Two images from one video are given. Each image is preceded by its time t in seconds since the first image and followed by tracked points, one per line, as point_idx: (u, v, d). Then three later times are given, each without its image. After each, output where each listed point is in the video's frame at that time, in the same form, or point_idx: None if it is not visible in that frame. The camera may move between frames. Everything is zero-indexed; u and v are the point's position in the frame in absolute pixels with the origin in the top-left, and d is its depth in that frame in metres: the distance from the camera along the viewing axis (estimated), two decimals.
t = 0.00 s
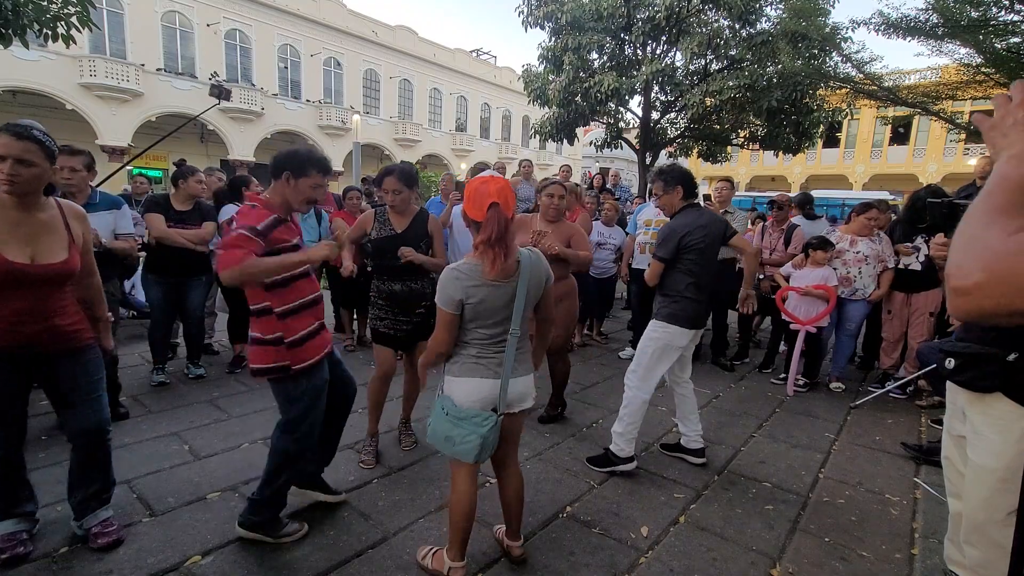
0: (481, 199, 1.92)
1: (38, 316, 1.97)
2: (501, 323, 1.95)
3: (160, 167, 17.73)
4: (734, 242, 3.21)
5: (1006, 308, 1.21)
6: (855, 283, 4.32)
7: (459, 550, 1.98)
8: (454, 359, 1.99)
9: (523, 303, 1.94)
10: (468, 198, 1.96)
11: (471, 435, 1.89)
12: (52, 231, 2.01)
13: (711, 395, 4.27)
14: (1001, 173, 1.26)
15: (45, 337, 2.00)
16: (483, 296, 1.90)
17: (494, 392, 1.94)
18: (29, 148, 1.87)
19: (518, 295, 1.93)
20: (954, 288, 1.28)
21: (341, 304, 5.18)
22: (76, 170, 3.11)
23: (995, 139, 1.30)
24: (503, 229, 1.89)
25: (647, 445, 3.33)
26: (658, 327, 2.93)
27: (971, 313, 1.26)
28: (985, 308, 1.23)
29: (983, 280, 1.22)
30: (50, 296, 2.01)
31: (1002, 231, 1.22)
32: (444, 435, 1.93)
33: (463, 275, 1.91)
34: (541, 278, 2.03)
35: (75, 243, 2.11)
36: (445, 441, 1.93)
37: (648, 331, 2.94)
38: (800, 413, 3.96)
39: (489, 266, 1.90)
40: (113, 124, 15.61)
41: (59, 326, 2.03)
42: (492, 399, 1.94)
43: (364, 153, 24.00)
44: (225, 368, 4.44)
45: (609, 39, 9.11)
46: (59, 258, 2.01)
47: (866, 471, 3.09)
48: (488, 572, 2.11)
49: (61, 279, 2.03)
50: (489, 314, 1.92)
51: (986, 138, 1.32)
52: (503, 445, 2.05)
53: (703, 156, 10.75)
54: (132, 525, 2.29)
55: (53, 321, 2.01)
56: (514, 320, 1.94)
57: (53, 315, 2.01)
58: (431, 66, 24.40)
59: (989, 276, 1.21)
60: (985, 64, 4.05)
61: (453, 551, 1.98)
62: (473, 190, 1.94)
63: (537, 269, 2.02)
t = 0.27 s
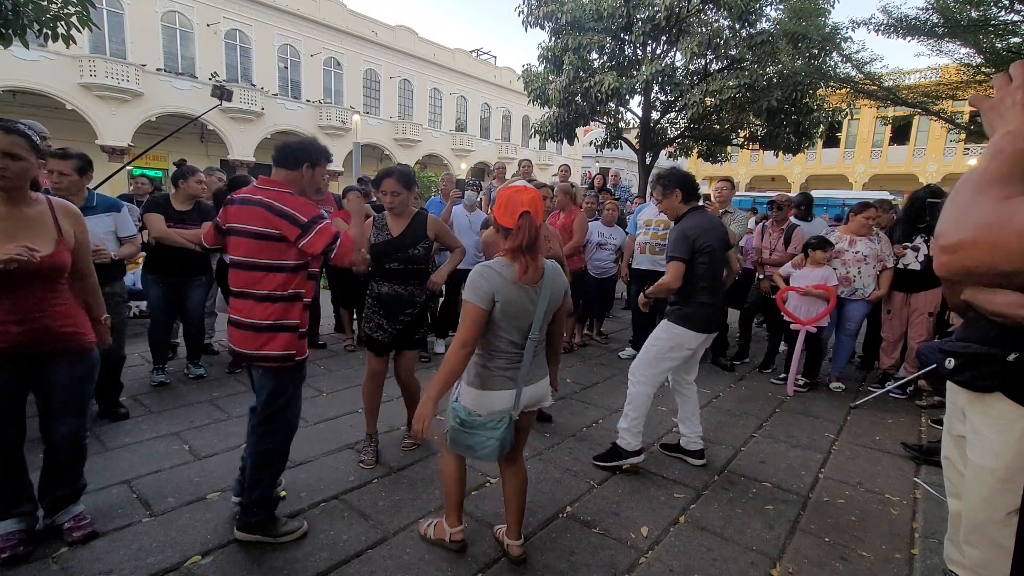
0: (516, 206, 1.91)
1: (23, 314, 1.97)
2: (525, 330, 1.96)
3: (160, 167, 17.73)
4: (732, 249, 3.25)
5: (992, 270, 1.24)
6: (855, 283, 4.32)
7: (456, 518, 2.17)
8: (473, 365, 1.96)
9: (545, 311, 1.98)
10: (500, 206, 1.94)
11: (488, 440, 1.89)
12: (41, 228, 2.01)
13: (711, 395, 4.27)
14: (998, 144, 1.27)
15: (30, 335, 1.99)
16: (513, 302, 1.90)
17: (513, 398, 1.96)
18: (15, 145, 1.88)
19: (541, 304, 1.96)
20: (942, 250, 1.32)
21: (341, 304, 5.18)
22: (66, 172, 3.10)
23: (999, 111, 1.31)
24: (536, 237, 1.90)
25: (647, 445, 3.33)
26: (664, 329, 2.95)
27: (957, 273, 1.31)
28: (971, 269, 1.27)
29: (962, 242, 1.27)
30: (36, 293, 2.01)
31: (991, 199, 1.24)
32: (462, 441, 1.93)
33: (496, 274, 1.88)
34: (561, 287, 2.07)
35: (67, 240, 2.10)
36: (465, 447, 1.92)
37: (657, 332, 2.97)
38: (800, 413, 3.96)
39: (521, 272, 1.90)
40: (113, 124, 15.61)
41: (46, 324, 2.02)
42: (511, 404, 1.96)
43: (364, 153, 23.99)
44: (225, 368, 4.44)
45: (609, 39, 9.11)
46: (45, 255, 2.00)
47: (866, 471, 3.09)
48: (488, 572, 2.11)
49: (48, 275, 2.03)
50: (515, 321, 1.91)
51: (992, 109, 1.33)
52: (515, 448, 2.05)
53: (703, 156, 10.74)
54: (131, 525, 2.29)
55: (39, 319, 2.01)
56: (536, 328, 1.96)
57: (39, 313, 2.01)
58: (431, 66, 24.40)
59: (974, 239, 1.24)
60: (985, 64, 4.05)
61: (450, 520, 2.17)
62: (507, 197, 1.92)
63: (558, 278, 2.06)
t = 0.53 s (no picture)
0: (537, 205, 1.91)
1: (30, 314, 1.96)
2: (536, 326, 1.98)
3: (160, 167, 17.73)
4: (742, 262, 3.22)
5: (989, 259, 1.25)
6: (855, 283, 4.32)
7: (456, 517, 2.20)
8: (485, 362, 1.94)
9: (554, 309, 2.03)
10: (515, 200, 1.93)
11: (505, 440, 1.92)
12: (51, 229, 2.00)
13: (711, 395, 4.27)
14: (996, 140, 1.29)
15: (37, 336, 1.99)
16: (531, 296, 1.91)
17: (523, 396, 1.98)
18: (17, 144, 1.88)
19: (551, 302, 2.01)
20: (940, 239, 1.33)
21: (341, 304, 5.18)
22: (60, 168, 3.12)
23: (996, 109, 1.34)
24: (551, 235, 1.96)
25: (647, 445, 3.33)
26: (683, 334, 2.96)
27: (954, 262, 1.31)
28: (967, 258, 1.28)
29: (961, 231, 1.28)
30: (44, 295, 2.00)
31: (989, 190, 1.25)
32: (475, 442, 1.92)
33: (520, 262, 1.87)
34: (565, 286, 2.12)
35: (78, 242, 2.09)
36: (478, 447, 1.91)
37: (676, 337, 2.98)
38: (799, 413, 3.96)
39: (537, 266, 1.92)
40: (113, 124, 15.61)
41: (52, 325, 2.01)
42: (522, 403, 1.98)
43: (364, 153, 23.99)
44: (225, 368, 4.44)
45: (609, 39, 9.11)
46: (53, 256, 1.99)
47: (866, 471, 3.09)
48: (487, 572, 2.11)
49: (59, 276, 2.02)
50: (526, 315, 1.92)
51: (990, 107, 1.36)
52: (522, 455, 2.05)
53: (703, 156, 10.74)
54: (131, 526, 2.29)
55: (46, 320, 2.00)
56: (546, 324, 2.00)
57: (45, 314, 2.00)
58: (431, 66, 24.40)
59: (973, 229, 1.26)
60: (985, 64, 4.05)
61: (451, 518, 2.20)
62: (528, 195, 1.92)
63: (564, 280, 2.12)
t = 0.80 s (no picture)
0: (529, 205, 1.92)
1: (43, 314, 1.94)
2: (527, 327, 1.98)
3: (160, 167, 17.73)
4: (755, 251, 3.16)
5: (988, 259, 1.25)
6: (855, 283, 4.32)
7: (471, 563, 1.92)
8: (476, 367, 1.92)
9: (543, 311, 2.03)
10: (504, 199, 1.94)
11: (505, 448, 1.87)
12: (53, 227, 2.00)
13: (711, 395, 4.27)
14: (995, 140, 1.30)
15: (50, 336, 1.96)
16: (519, 296, 1.91)
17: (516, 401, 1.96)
18: (29, 140, 1.87)
19: (541, 304, 2.01)
20: (939, 238, 1.33)
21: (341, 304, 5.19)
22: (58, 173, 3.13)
23: (996, 109, 1.34)
24: (543, 235, 1.96)
25: (647, 445, 3.33)
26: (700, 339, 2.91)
27: (952, 261, 1.31)
28: (966, 257, 1.28)
29: (960, 230, 1.28)
30: (54, 295, 1.98)
31: (988, 190, 1.25)
32: (473, 451, 1.86)
33: (508, 260, 1.87)
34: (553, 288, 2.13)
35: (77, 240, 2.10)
36: (476, 456, 1.85)
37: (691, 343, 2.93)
38: (799, 413, 3.96)
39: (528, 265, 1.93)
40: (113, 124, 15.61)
41: (64, 323, 2.00)
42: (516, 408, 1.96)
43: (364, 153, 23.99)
44: (225, 368, 4.44)
45: (609, 39, 9.10)
46: (64, 254, 2.00)
47: (866, 471, 3.09)
48: (487, 572, 2.11)
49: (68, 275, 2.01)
50: (516, 314, 1.91)
51: (990, 107, 1.36)
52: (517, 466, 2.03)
53: (703, 156, 10.73)
54: (131, 525, 2.29)
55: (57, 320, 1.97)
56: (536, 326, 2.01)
57: (58, 313, 1.98)
58: (431, 66, 24.40)
59: (972, 228, 1.26)
60: (985, 64, 4.05)
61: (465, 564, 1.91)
62: (522, 194, 1.92)
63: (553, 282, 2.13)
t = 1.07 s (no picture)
0: (507, 208, 1.89)
1: (37, 320, 1.87)
2: (509, 334, 1.95)
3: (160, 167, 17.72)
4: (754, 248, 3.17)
5: (986, 256, 1.25)
6: (855, 283, 4.32)
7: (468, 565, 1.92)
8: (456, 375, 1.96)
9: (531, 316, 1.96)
10: (478, 202, 1.93)
11: (475, 456, 1.86)
12: (50, 231, 1.93)
13: (711, 395, 4.27)
14: (993, 138, 1.30)
15: (43, 344, 1.88)
16: (494, 304, 1.89)
17: (498, 409, 1.94)
18: (28, 141, 1.86)
19: (527, 308, 1.94)
20: (937, 236, 1.33)
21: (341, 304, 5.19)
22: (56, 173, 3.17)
23: (995, 106, 1.34)
24: (525, 237, 1.91)
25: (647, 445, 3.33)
26: (702, 331, 2.92)
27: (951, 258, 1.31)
28: (964, 254, 1.28)
29: (958, 227, 1.28)
30: (48, 302, 1.90)
31: (986, 188, 1.25)
32: (444, 460, 1.90)
33: (471, 276, 1.88)
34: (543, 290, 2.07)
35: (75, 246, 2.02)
36: (447, 464, 1.89)
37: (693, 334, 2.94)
38: (799, 413, 3.96)
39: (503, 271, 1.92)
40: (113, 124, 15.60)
41: (60, 329, 1.92)
42: (495, 416, 1.94)
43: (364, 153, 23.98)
44: (225, 368, 4.44)
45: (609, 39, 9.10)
46: (58, 259, 1.92)
47: (866, 471, 3.09)
48: (487, 572, 2.11)
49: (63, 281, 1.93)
50: (493, 321, 1.90)
51: (988, 105, 1.36)
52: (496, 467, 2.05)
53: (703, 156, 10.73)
54: (132, 525, 2.29)
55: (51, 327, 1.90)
56: (522, 331, 1.94)
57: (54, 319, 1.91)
58: (431, 66, 24.40)
59: (970, 225, 1.25)
60: (985, 64, 4.05)
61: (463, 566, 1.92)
62: (499, 197, 1.90)
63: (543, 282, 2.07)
